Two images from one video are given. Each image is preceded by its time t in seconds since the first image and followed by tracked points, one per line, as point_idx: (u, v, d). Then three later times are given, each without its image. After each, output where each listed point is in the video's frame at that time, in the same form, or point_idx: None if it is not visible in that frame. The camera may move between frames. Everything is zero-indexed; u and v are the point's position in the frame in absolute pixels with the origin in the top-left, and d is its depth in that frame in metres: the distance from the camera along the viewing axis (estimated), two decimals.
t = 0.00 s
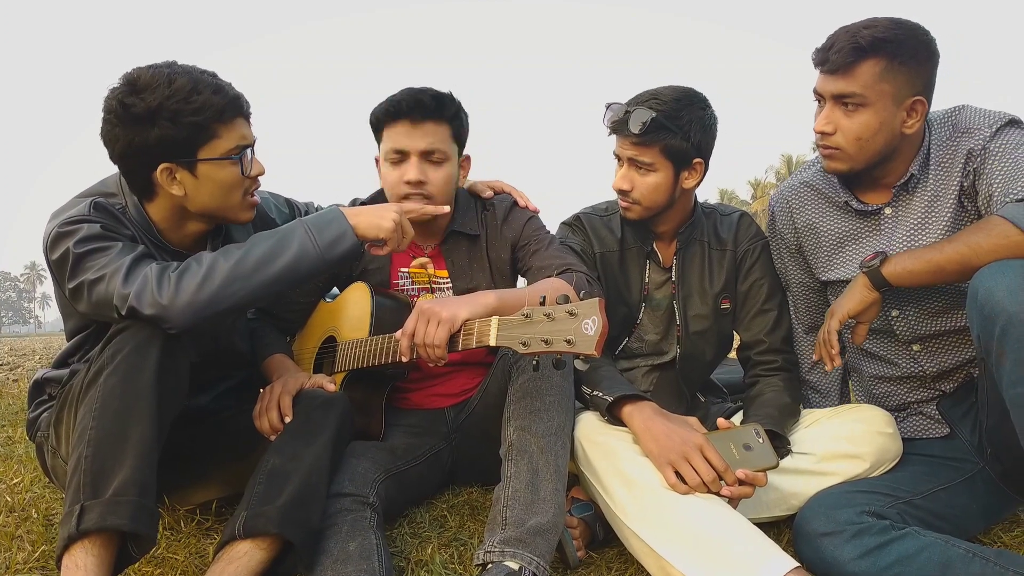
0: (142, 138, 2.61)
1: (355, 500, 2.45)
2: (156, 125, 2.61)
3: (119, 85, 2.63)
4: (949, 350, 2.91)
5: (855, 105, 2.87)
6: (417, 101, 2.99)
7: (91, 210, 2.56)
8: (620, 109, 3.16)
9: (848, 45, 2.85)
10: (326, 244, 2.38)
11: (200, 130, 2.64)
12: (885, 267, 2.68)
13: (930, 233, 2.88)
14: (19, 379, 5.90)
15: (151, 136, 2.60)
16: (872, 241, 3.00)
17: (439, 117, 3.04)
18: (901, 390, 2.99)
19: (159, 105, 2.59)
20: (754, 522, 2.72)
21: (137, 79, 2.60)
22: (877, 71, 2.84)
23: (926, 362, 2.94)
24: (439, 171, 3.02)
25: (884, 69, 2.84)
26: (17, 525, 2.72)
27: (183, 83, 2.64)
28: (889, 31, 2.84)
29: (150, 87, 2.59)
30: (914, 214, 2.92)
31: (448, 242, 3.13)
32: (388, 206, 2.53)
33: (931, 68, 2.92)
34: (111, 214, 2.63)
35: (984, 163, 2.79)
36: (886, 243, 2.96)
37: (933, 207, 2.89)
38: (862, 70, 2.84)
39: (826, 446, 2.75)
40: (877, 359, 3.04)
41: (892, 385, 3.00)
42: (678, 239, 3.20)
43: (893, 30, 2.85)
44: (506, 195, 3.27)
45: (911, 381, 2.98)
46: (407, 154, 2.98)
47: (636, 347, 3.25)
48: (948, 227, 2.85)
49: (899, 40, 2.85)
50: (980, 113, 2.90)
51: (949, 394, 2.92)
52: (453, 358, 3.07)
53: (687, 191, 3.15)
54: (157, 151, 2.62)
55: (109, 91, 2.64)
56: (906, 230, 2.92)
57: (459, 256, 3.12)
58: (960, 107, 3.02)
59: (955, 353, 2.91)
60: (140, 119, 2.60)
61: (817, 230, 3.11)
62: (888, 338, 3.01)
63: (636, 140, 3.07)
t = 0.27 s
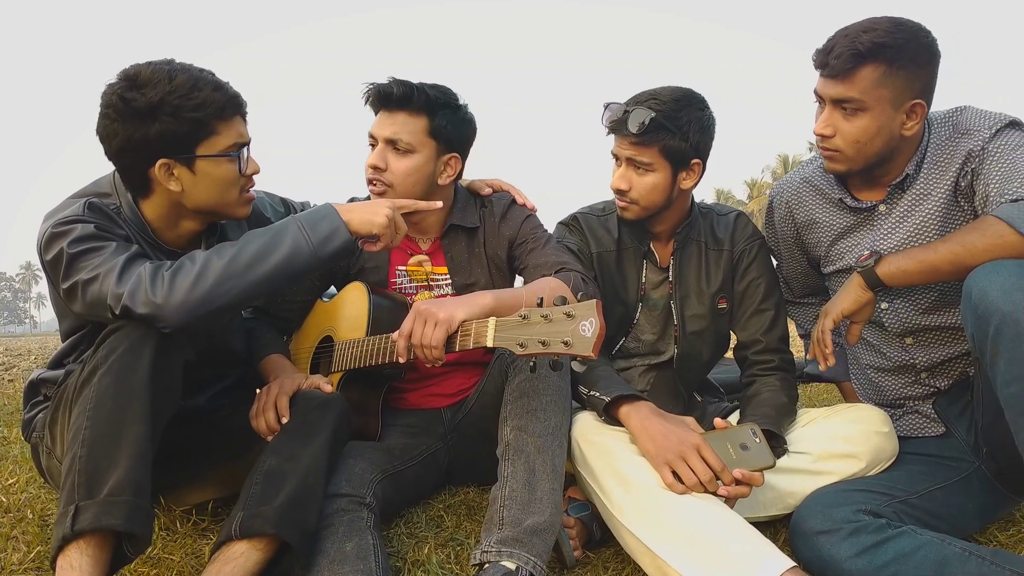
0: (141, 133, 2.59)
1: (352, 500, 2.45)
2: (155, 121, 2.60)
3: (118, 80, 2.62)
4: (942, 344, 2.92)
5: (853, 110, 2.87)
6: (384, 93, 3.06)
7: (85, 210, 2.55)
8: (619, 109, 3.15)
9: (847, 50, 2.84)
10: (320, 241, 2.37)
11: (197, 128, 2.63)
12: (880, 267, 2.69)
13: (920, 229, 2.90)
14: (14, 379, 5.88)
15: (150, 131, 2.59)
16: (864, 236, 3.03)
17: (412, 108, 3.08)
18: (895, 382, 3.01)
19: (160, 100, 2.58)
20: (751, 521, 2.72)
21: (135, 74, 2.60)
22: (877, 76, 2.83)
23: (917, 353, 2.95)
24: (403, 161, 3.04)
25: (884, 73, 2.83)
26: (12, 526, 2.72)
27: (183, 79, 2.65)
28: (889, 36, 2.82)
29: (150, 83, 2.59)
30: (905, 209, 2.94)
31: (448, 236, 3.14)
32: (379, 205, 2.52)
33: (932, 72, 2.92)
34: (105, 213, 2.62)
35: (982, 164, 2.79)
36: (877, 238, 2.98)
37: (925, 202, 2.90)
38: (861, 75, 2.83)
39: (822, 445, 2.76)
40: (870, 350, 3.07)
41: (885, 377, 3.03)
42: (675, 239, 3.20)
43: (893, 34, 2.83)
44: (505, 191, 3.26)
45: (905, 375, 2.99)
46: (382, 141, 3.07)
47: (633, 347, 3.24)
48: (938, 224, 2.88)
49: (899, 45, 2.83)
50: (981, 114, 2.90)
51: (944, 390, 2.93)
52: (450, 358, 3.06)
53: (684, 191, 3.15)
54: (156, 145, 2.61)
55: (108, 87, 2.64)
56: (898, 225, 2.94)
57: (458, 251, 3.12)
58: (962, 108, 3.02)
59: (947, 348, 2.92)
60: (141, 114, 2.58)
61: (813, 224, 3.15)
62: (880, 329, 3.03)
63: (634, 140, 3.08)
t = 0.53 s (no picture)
0: (141, 127, 2.61)
1: (348, 501, 2.45)
2: (155, 114, 2.62)
3: (116, 72, 2.64)
4: (935, 337, 2.92)
5: (869, 102, 2.87)
6: (370, 95, 3.06)
7: (73, 206, 2.54)
8: (614, 110, 3.15)
9: (865, 44, 2.84)
10: (300, 243, 2.36)
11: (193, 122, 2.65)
12: (864, 276, 2.66)
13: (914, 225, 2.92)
14: (9, 380, 5.86)
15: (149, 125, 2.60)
16: (861, 227, 3.06)
17: (399, 108, 3.08)
18: (888, 370, 3.03)
19: (161, 94, 2.61)
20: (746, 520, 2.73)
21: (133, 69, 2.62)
22: (893, 70, 2.83)
23: (909, 346, 2.96)
24: (393, 162, 3.03)
25: (900, 67, 2.84)
26: (7, 527, 2.71)
27: (182, 74, 2.66)
28: (904, 30, 2.84)
29: (150, 76, 2.61)
30: (902, 202, 2.96)
31: (442, 237, 3.13)
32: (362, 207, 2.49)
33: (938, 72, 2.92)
34: (94, 208, 2.61)
35: (978, 163, 2.79)
36: (871, 231, 3.01)
37: (921, 198, 2.92)
38: (878, 68, 2.83)
39: (818, 445, 2.76)
40: (864, 342, 3.11)
41: (878, 368, 3.05)
42: (670, 239, 3.20)
43: (907, 29, 2.84)
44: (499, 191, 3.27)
45: (898, 368, 3.00)
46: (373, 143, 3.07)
47: (629, 347, 3.24)
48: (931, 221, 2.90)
49: (913, 39, 2.85)
50: (985, 114, 2.89)
51: (937, 384, 2.93)
52: (446, 359, 3.06)
53: (679, 191, 3.16)
54: (153, 139, 2.62)
55: (105, 78, 2.65)
56: (894, 218, 2.97)
57: (454, 250, 3.12)
58: (969, 108, 3.00)
59: (940, 342, 2.91)
60: (141, 108, 2.61)
61: (815, 213, 3.20)
62: (874, 320, 3.06)
63: (629, 141, 3.07)
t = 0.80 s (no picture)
0: (130, 112, 2.69)
1: (347, 501, 2.45)
2: (144, 100, 2.69)
3: (106, 62, 2.70)
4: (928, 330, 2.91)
5: (895, 109, 2.85)
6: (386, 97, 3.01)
7: (58, 191, 2.71)
8: (614, 109, 3.15)
9: (893, 53, 2.80)
10: (216, 267, 2.32)
11: (182, 108, 2.72)
12: (823, 296, 2.69)
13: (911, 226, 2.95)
14: (6, 381, 5.83)
15: (137, 110, 2.67)
16: (867, 222, 3.10)
17: (416, 107, 3.02)
18: (882, 359, 3.05)
19: (149, 79, 2.69)
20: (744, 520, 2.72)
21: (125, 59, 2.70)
22: (920, 78, 2.80)
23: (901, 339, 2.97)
24: (410, 162, 2.99)
25: (926, 75, 2.81)
26: (6, 527, 2.71)
27: (169, 63, 2.76)
28: (929, 37, 2.81)
29: (139, 63, 2.70)
30: (904, 202, 2.99)
31: (438, 238, 3.15)
32: (277, 246, 2.50)
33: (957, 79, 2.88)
34: (79, 197, 2.74)
35: (970, 172, 2.81)
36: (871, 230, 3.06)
37: (919, 202, 2.95)
38: (905, 76, 2.80)
39: (816, 443, 2.77)
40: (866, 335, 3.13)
41: (878, 361, 3.06)
42: (668, 239, 3.20)
43: (933, 35, 2.81)
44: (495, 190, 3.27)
45: (897, 361, 3.00)
46: (394, 143, 3.01)
47: (627, 347, 3.25)
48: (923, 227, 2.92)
49: (939, 46, 2.82)
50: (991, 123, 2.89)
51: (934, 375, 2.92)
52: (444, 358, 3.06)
53: (677, 191, 3.16)
54: (143, 124, 2.69)
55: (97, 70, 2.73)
56: (895, 216, 3.00)
57: (450, 251, 3.13)
58: (982, 114, 2.98)
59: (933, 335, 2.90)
60: (130, 93, 2.68)
61: (829, 208, 3.27)
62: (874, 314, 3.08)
63: (626, 140, 3.08)
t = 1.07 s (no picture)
0: (130, 110, 2.71)
1: (346, 501, 2.45)
2: (146, 99, 2.71)
3: (112, 59, 2.75)
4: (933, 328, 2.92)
5: (903, 110, 2.88)
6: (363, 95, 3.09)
7: (41, 191, 2.66)
8: (611, 109, 3.15)
9: (901, 55, 2.82)
10: (162, 263, 2.33)
11: (183, 110, 2.74)
12: (803, 307, 2.69)
13: (910, 227, 2.95)
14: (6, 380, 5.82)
15: (140, 109, 2.70)
16: (873, 220, 3.10)
17: (391, 105, 3.10)
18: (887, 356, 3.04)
19: (152, 78, 2.71)
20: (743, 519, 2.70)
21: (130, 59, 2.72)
22: (927, 79, 2.83)
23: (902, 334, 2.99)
24: (387, 158, 3.06)
25: (933, 77, 2.84)
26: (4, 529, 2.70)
27: (173, 63, 2.78)
28: (933, 40, 2.85)
29: (144, 63, 2.73)
30: (907, 202, 2.98)
31: (440, 236, 3.15)
32: (235, 237, 2.52)
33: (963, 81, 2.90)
34: (65, 198, 2.72)
35: (962, 174, 2.82)
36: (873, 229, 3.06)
37: (918, 205, 2.95)
38: (913, 78, 2.83)
39: (816, 442, 2.77)
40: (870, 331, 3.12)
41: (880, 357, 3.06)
42: (667, 239, 3.20)
43: (938, 38, 2.85)
44: (495, 190, 3.27)
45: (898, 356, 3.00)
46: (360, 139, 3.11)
47: (626, 347, 3.25)
48: (920, 228, 2.93)
49: (944, 49, 2.85)
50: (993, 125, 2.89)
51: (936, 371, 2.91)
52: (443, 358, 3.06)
53: (676, 190, 3.16)
54: (143, 122, 2.71)
55: (100, 65, 2.76)
56: (897, 216, 2.99)
57: (451, 249, 3.13)
58: (986, 114, 2.98)
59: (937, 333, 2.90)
60: (132, 92, 2.71)
61: (842, 208, 3.28)
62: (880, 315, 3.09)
63: (625, 139, 3.08)
